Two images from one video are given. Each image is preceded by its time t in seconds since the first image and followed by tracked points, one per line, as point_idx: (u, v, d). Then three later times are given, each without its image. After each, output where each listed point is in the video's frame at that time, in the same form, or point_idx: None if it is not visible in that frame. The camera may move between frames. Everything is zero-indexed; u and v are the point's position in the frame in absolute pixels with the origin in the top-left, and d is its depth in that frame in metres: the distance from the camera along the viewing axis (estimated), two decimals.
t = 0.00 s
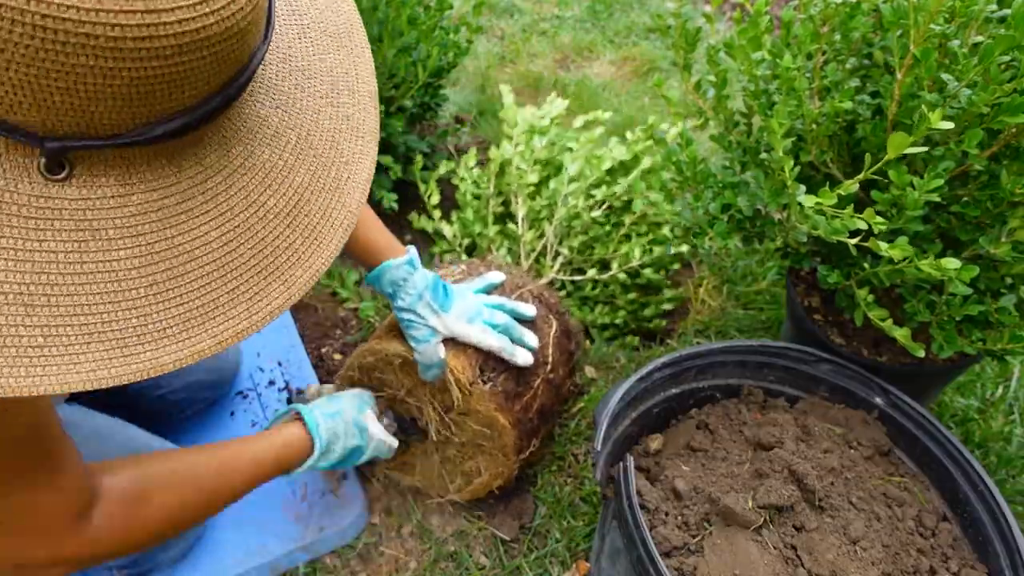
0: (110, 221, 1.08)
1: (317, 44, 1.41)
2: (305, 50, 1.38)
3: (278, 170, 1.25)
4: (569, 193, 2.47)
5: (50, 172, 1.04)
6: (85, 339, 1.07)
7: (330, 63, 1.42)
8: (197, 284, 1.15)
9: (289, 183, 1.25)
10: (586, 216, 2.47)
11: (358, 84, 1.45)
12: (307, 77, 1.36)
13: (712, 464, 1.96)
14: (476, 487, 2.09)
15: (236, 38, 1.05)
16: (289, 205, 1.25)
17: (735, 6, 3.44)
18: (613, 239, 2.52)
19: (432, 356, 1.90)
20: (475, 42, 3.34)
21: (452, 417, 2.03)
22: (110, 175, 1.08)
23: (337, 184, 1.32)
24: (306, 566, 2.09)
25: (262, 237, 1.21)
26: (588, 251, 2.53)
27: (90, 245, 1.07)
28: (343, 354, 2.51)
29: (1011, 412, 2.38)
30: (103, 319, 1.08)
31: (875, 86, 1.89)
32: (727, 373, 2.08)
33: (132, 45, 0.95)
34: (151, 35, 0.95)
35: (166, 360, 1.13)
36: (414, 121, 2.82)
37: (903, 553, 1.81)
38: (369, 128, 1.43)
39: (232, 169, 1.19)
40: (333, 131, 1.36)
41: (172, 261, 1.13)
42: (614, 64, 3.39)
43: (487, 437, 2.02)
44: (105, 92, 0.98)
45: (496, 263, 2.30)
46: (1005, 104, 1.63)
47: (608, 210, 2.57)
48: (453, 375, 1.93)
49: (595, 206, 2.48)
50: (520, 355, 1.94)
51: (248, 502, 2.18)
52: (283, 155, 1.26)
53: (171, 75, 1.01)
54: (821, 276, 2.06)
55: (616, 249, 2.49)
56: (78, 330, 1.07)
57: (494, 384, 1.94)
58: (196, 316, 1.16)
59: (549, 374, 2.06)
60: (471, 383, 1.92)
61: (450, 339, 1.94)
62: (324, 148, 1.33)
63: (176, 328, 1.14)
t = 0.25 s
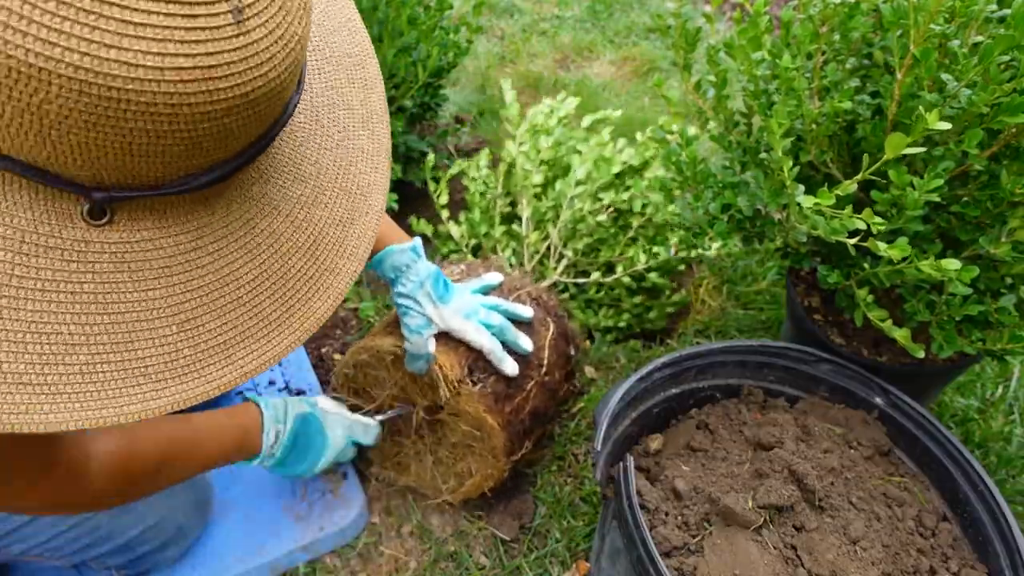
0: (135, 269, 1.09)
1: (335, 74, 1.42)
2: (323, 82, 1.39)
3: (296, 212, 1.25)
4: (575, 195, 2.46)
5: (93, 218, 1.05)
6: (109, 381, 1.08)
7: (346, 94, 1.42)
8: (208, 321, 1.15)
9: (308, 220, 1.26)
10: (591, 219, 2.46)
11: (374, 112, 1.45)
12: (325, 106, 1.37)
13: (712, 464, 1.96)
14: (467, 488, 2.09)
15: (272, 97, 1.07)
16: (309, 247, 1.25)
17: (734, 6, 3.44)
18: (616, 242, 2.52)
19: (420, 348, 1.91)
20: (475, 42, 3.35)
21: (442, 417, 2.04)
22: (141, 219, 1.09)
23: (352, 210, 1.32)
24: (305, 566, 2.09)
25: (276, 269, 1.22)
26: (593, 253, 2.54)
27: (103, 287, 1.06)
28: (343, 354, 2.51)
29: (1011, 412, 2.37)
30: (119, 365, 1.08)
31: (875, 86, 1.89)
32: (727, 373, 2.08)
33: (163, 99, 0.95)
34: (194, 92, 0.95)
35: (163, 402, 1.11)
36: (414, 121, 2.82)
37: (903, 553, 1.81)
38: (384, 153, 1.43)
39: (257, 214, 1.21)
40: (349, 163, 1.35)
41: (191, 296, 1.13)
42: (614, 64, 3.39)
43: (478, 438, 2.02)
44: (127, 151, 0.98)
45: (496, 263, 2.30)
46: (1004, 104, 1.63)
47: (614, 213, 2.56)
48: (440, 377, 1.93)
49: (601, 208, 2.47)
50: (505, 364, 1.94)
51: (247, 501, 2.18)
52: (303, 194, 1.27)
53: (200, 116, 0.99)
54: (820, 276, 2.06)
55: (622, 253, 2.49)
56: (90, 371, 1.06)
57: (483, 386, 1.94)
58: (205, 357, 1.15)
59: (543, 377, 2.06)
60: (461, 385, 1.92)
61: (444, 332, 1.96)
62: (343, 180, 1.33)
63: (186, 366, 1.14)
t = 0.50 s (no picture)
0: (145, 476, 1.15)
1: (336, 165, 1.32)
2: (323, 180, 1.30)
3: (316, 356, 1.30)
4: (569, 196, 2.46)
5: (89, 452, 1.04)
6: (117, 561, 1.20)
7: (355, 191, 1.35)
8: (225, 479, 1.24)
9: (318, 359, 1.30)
10: (586, 219, 2.46)
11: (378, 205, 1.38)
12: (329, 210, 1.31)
13: (712, 464, 1.96)
14: (477, 481, 2.08)
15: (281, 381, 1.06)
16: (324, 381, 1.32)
17: (735, 6, 3.44)
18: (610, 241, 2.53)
19: (439, 331, 1.93)
20: (474, 42, 3.34)
21: (455, 409, 2.04)
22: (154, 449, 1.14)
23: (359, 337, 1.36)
24: (305, 566, 2.09)
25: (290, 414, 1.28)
26: (590, 254, 2.54)
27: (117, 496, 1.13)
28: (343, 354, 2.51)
29: (1012, 412, 2.37)
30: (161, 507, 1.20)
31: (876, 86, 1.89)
32: (727, 373, 2.08)
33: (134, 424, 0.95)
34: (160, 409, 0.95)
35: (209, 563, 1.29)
36: (414, 121, 2.82)
37: (903, 553, 1.81)
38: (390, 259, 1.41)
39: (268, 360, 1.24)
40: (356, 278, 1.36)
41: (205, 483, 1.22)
42: (614, 63, 3.39)
43: (491, 429, 2.03)
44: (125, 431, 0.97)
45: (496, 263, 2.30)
46: (1005, 103, 1.63)
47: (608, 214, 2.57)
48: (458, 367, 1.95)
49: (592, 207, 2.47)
50: (518, 355, 1.96)
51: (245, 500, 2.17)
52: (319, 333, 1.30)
53: (190, 427, 0.99)
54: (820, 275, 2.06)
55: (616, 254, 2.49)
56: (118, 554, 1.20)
57: (499, 376, 1.97)
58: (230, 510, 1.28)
59: (552, 371, 2.07)
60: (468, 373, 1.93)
61: (458, 317, 1.95)
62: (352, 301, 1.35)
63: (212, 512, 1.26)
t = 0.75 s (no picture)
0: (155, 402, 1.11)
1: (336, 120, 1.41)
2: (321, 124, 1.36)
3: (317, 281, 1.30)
4: (573, 197, 2.48)
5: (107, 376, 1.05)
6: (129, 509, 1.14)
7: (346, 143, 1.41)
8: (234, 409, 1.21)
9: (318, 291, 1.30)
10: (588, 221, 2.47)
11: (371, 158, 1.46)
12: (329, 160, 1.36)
13: (712, 464, 1.96)
14: (477, 485, 2.09)
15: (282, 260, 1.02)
16: (326, 314, 1.31)
17: (735, 6, 3.44)
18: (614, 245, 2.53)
19: (432, 342, 1.91)
20: (474, 42, 3.34)
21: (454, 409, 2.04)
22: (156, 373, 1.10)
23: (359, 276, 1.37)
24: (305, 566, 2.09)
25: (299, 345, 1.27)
26: (591, 255, 2.54)
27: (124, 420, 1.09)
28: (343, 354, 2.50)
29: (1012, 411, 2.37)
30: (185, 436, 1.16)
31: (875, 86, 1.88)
32: (727, 373, 2.08)
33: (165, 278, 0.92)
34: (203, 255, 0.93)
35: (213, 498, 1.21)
36: (414, 121, 2.82)
37: (904, 553, 1.81)
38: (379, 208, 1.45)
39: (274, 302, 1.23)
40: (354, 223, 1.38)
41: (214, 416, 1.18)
42: (614, 63, 3.38)
43: (489, 434, 2.03)
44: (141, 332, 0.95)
45: (496, 264, 2.30)
46: (1005, 103, 1.63)
47: (610, 216, 2.58)
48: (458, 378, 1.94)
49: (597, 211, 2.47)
50: (516, 358, 1.96)
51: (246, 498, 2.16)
52: (316, 264, 1.30)
53: (214, 260, 0.94)
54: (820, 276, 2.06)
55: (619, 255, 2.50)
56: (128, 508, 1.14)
57: (497, 382, 1.95)
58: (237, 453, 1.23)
59: (551, 374, 2.08)
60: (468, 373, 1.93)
61: (454, 329, 1.95)
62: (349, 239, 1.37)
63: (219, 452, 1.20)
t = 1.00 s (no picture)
0: (145, 197, 1.09)
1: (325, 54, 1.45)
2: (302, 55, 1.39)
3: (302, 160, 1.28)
4: (575, 196, 2.46)
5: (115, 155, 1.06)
6: (119, 330, 1.07)
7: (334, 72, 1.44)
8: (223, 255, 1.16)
9: (304, 181, 1.27)
10: (592, 220, 2.46)
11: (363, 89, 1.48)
12: (318, 90, 1.38)
13: (712, 464, 1.96)
14: (482, 490, 2.11)
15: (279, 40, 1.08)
16: (314, 197, 1.28)
17: (735, 6, 3.44)
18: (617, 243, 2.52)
19: (436, 356, 1.92)
20: (474, 42, 3.34)
21: (453, 408, 2.04)
22: (144, 161, 1.09)
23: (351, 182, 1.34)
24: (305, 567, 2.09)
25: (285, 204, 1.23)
26: (592, 253, 2.54)
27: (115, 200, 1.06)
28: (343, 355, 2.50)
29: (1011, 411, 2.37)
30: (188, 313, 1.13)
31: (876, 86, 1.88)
32: (727, 373, 2.08)
33: (196, 47, 0.98)
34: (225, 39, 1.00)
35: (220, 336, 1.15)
36: (414, 121, 2.82)
37: (904, 553, 1.81)
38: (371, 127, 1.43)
39: (257, 167, 1.21)
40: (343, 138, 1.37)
41: (212, 227, 1.15)
42: (614, 63, 3.38)
43: (493, 442, 2.05)
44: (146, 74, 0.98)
45: (497, 265, 2.30)
46: (1005, 104, 1.63)
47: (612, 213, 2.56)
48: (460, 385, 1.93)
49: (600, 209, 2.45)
50: (518, 368, 1.96)
51: (245, 498, 2.19)
52: (302, 157, 1.28)
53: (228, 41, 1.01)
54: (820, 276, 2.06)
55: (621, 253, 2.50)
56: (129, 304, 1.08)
57: (500, 392, 1.95)
58: (236, 295, 1.17)
59: (553, 379, 2.09)
60: (467, 374, 1.93)
61: (456, 339, 1.95)
62: (339, 144, 1.35)
63: (212, 309, 1.15)
